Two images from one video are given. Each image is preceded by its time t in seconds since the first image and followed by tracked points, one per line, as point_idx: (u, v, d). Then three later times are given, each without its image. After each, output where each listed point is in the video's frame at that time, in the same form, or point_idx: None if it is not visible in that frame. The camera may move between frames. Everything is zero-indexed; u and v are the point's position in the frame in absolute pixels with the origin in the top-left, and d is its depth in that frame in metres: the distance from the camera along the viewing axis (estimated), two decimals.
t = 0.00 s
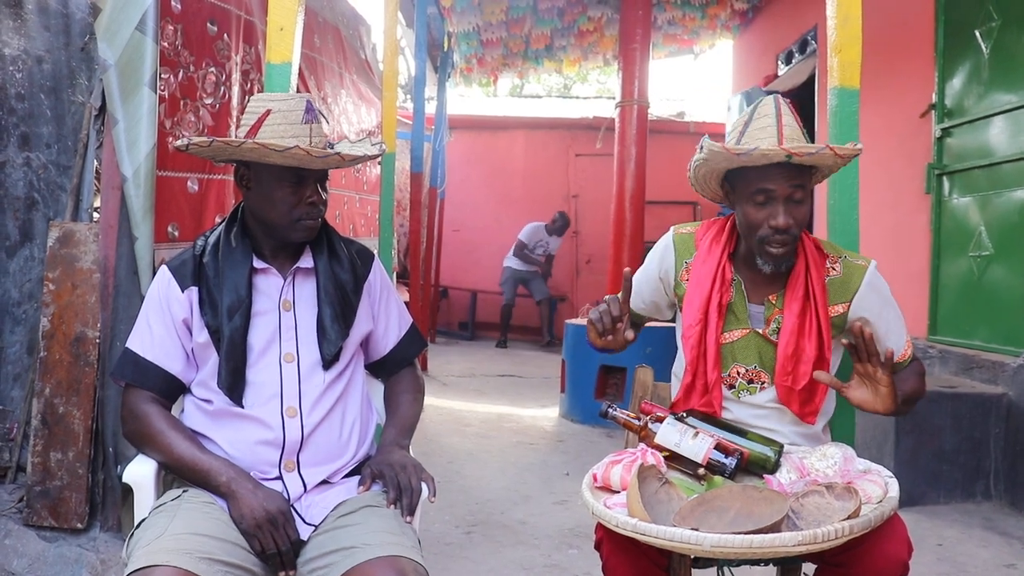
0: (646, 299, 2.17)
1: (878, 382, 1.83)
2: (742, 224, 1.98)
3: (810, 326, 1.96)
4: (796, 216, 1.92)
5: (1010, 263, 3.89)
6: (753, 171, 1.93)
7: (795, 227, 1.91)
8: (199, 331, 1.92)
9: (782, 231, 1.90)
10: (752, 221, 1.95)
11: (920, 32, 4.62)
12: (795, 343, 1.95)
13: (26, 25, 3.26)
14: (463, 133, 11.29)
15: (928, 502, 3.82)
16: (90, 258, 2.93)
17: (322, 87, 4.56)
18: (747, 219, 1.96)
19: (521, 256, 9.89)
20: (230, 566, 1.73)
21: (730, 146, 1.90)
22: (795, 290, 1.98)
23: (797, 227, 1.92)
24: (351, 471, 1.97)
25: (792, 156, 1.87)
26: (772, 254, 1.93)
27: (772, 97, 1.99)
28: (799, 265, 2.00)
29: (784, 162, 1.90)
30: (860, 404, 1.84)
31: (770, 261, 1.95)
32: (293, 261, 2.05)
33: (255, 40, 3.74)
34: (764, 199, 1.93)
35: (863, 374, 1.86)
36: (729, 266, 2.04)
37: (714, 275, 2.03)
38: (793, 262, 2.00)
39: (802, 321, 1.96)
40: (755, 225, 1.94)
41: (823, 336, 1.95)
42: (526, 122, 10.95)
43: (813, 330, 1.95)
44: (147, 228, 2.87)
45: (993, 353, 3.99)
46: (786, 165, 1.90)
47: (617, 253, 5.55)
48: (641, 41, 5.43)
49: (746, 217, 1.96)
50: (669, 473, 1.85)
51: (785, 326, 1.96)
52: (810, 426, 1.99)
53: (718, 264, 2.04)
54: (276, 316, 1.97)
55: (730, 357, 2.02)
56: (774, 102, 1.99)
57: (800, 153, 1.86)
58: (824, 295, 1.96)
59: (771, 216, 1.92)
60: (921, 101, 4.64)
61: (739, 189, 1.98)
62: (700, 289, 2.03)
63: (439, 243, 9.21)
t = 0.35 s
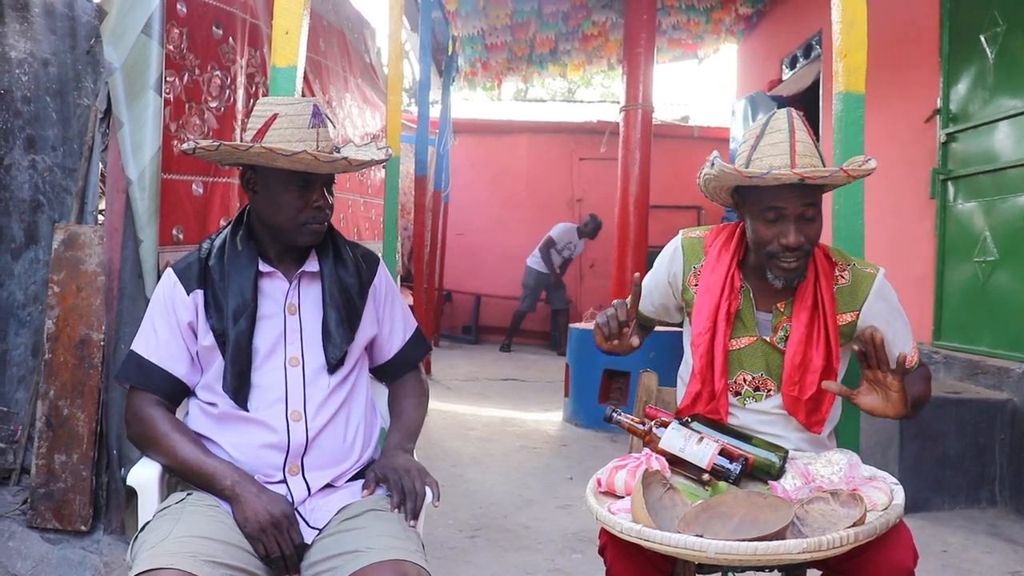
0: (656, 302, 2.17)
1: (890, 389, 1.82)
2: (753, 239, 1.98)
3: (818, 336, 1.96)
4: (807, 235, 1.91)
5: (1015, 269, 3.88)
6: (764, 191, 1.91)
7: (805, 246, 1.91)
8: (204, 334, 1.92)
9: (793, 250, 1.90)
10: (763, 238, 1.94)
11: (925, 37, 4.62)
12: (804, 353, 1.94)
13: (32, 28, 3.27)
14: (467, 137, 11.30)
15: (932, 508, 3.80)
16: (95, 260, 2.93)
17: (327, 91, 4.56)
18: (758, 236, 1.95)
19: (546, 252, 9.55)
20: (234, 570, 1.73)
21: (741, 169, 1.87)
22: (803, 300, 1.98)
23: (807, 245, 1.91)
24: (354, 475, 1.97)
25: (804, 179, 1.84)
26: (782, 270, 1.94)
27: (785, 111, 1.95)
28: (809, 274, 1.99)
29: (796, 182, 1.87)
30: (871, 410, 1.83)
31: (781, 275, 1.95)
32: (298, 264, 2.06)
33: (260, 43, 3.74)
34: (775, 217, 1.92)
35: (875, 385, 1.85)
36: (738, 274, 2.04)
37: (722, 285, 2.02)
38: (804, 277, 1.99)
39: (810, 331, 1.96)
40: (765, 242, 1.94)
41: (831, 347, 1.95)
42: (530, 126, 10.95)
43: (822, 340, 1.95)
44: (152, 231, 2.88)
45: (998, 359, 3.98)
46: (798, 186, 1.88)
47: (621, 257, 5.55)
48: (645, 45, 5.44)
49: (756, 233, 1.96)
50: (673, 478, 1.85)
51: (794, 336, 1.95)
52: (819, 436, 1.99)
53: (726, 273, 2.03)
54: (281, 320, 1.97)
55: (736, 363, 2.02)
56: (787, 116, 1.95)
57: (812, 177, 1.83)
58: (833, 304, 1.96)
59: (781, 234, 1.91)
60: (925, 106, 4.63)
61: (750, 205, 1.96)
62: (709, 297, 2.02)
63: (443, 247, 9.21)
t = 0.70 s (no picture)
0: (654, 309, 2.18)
1: (909, 365, 1.87)
2: (741, 242, 1.98)
3: (812, 336, 1.97)
4: (793, 237, 1.92)
5: (1013, 274, 3.89)
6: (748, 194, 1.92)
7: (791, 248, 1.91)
8: (203, 337, 1.92)
9: (778, 253, 1.91)
10: (749, 241, 1.94)
11: (923, 42, 4.63)
12: (800, 354, 1.95)
13: (33, 30, 3.28)
14: (466, 140, 11.31)
15: (930, 512, 3.81)
16: (94, 263, 2.93)
17: (326, 94, 4.57)
18: (744, 239, 1.96)
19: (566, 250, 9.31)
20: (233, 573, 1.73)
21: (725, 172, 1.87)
22: (796, 300, 1.98)
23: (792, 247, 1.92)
24: (354, 478, 1.98)
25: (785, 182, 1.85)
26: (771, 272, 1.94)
27: (768, 117, 1.97)
28: (801, 274, 2.00)
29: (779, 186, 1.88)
30: (891, 389, 1.87)
31: (766, 279, 1.99)
32: (298, 267, 2.06)
33: (260, 47, 3.75)
34: (761, 221, 1.92)
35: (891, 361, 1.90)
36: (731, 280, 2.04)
37: (717, 291, 2.02)
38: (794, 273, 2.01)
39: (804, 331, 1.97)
40: (752, 245, 1.94)
41: (826, 345, 1.96)
42: (529, 130, 10.96)
43: (817, 340, 1.96)
44: (151, 234, 2.88)
45: (996, 363, 3.99)
46: (782, 189, 1.89)
47: (620, 261, 5.56)
48: (644, 50, 5.45)
49: (742, 236, 1.96)
50: (672, 481, 1.85)
51: (789, 338, 1.96)
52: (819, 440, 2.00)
53: (720, 279, 2.03)
54: (280, 323, 1.97)
55: (734, 366, 2.03)
56: (770, 122, 1.97)
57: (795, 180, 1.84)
58: (826, 303, 1.97)
59: (767, 237, 1.92)
60: (923, 111, 4.64)
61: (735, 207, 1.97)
62: (704, 304, 2.02)
63: (442, 250, 9.21)
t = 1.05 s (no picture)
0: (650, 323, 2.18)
1: (890, 332, 1.84)
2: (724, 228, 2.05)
3: (801, 335, 1.98)
4: (770, 215, 1.99)
5: (1012, 279, 3.90)
6: (726, 173, 2.03)
7: (769, 225, 1.97)
8: (204, 341, 1.92)
9: (757, 229, 1.97)
10: (729, 222, 2.02)
11: (923, 48, 4.64)
12: (787, 352, 1.96)
13: (35, 35, 3.30)
14: (466, 145, 11.33)
15: (930, 518, 3.81)
16: (95, 267, 2.94)
17: (327, 99, 4.58)
18: (725, 222, 2.03)
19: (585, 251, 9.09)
20: None
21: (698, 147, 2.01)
22: (785, 299, 2.00)
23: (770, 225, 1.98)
24: (354, 482, 1.98)
25: (753, 151, 1.95)
26: (752, 253, 1.98)
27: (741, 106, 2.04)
28: (790, 273, 2.02)
29: (752, 159, 1.99)
30: (878, 361, 1.83)
31: (753, 263, 1.99)
32: (298, 272, 2.06)
33: (261, 51, 3.76)
34: (738, 199, 2.01)
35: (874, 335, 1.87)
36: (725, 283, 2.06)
37: (712, 293, 2.04)
38: (779, 268, 2.03)
39: (794, 330, 1.98)
40: (732, 224, 2.01)
41: (815, 344, 1.98)
42: (529, 134, 10.98)
43: (805, 338, 1.98)
44: (152, 238, 2.88)
45: (995, 369, 4.00)
46: (755, 164, 1.99)
47: (620, 266, 5.57)
48: (644, 55, 5.46)
49: (723, 219, 2.04)
50: (671, 486, 1.85)
51: (777, 336, 1.97)
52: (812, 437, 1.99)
53: (715, 282, 2.05)
54: (281, 328, 1.97)
55: (729, 371, 2.03)
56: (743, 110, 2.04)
57: (763, 151, 1.95)
58: (814, 302, 2.00)
59: (745, 214, 1.99)
60: (923, 117, 4.65)
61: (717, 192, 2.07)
62: (700, 307, 2.03)
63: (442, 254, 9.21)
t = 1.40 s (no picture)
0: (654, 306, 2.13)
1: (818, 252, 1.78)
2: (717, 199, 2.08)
3: (795, 312, 2.00)
4: (762, 177, 2.02)
5: (1015, 278, 3.90)
6: (717, 144, 2.09)
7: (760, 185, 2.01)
8: (207, 342, 1.93)
9: (749, 184, 2.01)
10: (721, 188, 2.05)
11: (925, 47, 4.64)
12: (779, 327, 1.98)
13: (39, 38, 3.31)
14: (468, 146, 11.33)
15: (933, 517, 3.81)
16: (99, 269, 2.96)
17: (330, 100, 4.59)
18: (718, 190, 2.07)
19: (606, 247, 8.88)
20: None
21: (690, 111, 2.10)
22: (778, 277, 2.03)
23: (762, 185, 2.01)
24: (358, 481, 1.99)
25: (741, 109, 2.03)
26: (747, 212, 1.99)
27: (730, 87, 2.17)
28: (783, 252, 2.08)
29: (739, 127, 2.07)
30: (804, 281, 1.78)
31: (748, 232, 2.00)
32: (302, 274, 2.07)
33: (264, 53, 3.77)
34: (730, 164, 2.05)
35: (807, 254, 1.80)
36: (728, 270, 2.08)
37: (717, 279, 2.06)
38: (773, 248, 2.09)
39: (789, 306, 2.00)
40: (725, 187, 2.04)
41: (807, 323, 1.99)
42: (532, 135, 10.98)
43: (798, 317, 2.00)
44: (156, 239, 2.89)
45: (998, 368, 3.99)
46: (745, 129, 2.06)
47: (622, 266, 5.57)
48: (647, 55, 5.46)
49: (716, 187, 2.08)
50: (674, 485, 1.86)
51: (771, 312, 1.99)
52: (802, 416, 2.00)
53: (718, 268, 2.08)
54: (284, 329, 1.98)
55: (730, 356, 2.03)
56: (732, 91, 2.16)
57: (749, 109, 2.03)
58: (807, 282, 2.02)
59: (737, 176, 2.03)
60: (925, 116, 4.64)
61: (710, 168, 2.12)
62: (705, 292, 2.05)
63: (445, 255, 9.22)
